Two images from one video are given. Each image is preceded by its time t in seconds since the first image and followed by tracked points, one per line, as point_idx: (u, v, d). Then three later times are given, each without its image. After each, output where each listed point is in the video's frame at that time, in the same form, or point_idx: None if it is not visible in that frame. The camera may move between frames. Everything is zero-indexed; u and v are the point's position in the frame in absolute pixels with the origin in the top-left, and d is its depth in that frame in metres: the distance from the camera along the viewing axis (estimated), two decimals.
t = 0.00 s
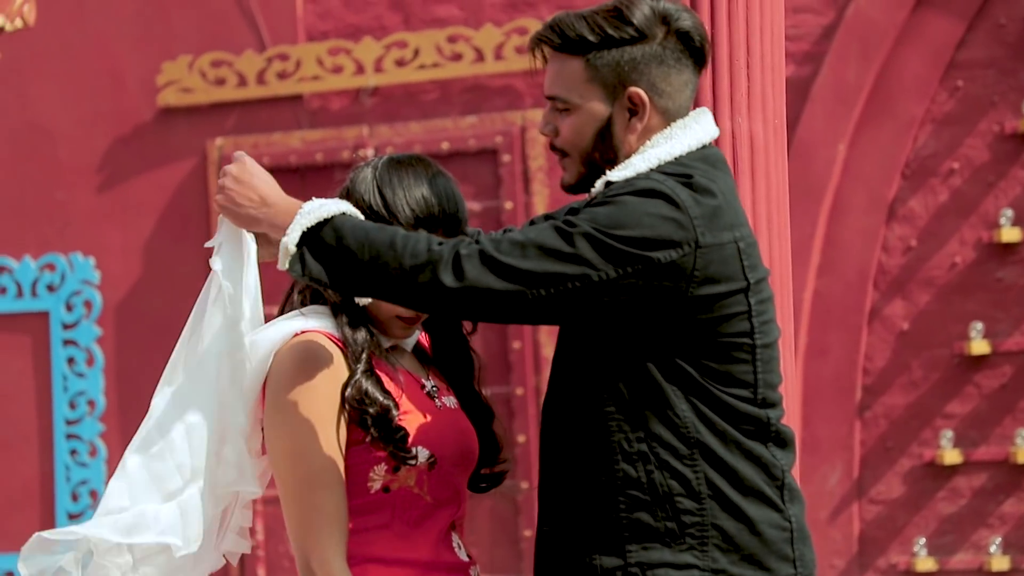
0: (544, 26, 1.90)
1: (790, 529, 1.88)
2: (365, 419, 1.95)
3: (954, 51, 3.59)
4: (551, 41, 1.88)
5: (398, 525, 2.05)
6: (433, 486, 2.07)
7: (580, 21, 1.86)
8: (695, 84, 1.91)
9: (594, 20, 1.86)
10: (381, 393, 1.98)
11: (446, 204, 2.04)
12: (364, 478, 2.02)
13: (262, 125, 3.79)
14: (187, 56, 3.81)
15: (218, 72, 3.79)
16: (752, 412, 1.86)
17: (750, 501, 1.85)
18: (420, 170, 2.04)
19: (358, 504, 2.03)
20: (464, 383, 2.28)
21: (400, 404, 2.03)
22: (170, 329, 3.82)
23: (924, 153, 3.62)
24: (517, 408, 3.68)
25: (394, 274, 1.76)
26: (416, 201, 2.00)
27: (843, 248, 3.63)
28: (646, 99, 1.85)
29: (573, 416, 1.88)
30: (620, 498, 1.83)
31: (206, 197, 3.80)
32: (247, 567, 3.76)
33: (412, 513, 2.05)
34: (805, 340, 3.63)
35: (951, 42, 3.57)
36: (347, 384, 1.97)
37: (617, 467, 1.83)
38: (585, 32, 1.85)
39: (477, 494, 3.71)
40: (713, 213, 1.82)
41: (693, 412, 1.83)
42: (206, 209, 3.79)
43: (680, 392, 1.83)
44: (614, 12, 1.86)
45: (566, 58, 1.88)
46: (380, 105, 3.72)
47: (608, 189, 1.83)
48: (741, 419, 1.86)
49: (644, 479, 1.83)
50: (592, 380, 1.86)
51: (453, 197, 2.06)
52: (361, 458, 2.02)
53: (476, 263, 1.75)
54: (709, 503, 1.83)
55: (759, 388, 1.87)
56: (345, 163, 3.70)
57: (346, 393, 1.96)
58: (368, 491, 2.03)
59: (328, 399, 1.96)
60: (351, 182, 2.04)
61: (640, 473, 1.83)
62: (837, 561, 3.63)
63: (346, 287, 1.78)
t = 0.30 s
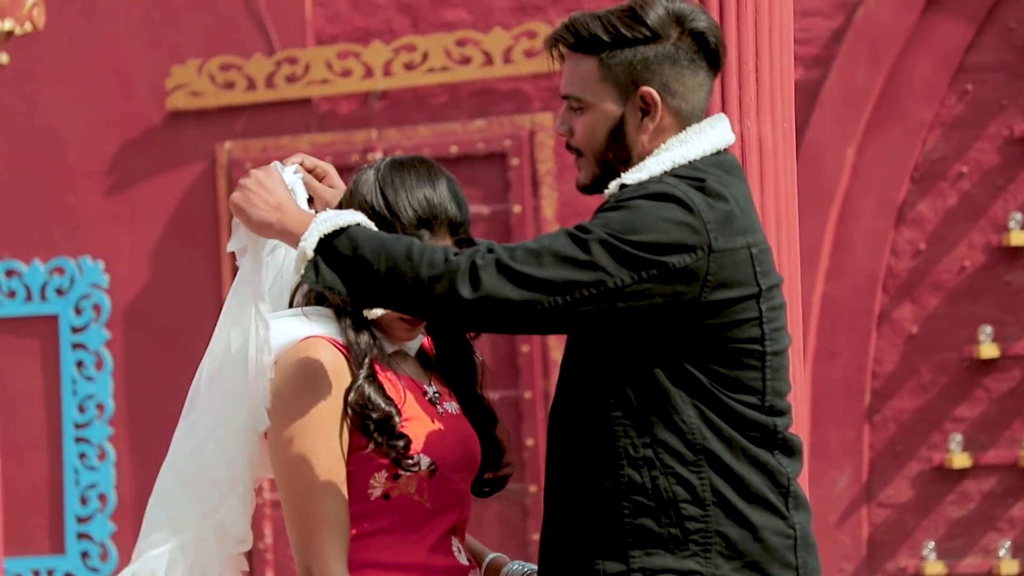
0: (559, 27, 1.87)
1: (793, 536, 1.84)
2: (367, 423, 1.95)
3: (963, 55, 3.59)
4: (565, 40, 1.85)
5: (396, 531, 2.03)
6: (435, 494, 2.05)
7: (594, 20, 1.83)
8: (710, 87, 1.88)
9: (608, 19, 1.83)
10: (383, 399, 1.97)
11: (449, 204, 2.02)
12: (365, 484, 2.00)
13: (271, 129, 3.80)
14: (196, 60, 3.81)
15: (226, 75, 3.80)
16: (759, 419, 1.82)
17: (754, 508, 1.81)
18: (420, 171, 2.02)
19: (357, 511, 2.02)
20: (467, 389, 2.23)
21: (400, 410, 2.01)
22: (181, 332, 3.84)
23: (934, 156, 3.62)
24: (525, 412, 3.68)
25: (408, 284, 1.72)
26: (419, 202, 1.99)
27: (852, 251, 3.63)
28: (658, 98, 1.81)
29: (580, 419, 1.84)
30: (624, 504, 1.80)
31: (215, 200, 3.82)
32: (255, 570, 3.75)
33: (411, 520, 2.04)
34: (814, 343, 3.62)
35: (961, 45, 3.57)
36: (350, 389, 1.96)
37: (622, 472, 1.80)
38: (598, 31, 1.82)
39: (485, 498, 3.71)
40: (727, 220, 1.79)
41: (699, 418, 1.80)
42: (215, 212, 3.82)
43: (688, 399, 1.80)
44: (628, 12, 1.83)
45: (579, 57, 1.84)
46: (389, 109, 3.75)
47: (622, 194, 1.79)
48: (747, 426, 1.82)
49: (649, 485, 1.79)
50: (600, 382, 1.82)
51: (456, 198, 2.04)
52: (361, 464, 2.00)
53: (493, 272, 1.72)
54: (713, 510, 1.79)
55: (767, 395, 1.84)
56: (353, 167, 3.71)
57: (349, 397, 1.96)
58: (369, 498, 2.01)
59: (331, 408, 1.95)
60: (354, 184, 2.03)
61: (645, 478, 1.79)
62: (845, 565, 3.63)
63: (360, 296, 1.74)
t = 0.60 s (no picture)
0: (571, 29, 1.87)
1: (787, 545, 1.82)
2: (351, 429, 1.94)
3: (964, 59, 3.59)
4: (576, 42, 1.85)
5: (383, 538, 2.02)
6: (422, 501, 2.03)
7: (604, 23, 1.83)
8: (720, 92, 1.88)
9: (618, 22, 1.83)
10: (370, 405, 1.97)
11: (439, 201, 2.00)
12: (350, 491, 2.00)
13: (272, 133, 3.80)
14: (197, 64, 3.81)
15: (227, 79, 3.80)
16: (758, 427, 1.81)
17: (749, 515, 1.80)
18: (408, 170, 2.00)
19: (344, 518, 2.01)
20: (460, 395, 2.22)
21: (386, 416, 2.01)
22: (182, 336, 3.84)
23: (934, 161, 3.62)
24: (526, 416, 3.68)
25: (415, 277, 1.71)
26: (407, 200, 1.97)
27: (852, 255, 3.63)
28: (666, 102, 1.81)
29: (577, 422, 1.84)
30: (616, 506, 1.79)
31: (215, 204, 3.83)
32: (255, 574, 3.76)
33: (398, 527, 2.02)
34: (814, 348, 3.62)
35: (961, 50, 3.58)
36: (337, 395, 1.96)
37: (616, 474, 1.79)
38: (609, 34, 1.83)
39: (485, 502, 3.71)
40: (732, 227, 1.79)
41: (696, 423, 1.79)
42: (216, 216, 3.82)
43: (687, 404, 1.79)
44: (639, 15, 1.84)
45: (590, 59, 1.85)
46: (390, 113, 3.75)
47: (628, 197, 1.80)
48: (744, 433, 1.81)
49: (640, 488, 1.78)
50: (600, 386, 1.81)
51: (446, 194, 2.02)
52: (348, 470, 1.99)
53: (496, 272, 1.72)
54: (705, 516, 1.78)
55: (765, 403, 1.83)
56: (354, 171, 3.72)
57: (335, 403, 1.95)
58: (355, 505, 2.00)
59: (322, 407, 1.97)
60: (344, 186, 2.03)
61: (638, 481, 1.78)
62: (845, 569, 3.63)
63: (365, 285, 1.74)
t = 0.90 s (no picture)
0: (583, 26, 1.84)
1: (773, 543, 1.77)
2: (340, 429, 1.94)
3: (958, 62, 3.59)
4: (587, 40, 1.82)
5: (374, 542, 2.01)
6: (412, 505, 2.03)
7: (616, 22, 1.80)
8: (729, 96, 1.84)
9: (630, 22, 1.80)
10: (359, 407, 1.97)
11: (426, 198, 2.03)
12: (340, 495, 2.00)
13: (267, 136, 3.81)
14: (192, 67, 3.81)
15: (222, 82, 3.80)
16: (747, 424, 1.77)
17: (735, 510, 1.75)
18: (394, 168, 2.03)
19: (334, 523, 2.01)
20: (447, 399, 2.24)
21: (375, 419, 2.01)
22: (178, 339, 3.85)
23: (929, 164, 3.62)
24: (521, 419, 3.68)
25: (410, 228, 1.70)
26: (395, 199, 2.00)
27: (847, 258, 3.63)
28: (673, 105, 1.78)
29: (567, 407, 1.79)
30: (601, 492, 1.74)
31: (211, 207, 3.83)
32: None
33: (387, 531, 2.02)
34: (808, 350, 3.63)
35: (955, 53, 3.58)
36: (325, 396, 1.95)
37: (602, 460, 1.74)
38: (620, 33, 1.79)
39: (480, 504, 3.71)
40: (732, 220, 1.75)
41: (686, 415, 1.74)
42: (211, 219, 3.83)
43: (677, 391, 1.75)
44: (651, 16, 1.80)
45: (601, 58, 1.82)
46: (384, 115, 3.75)
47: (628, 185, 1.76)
48: (732, 429, 1.76)
49: (628, 473, 1.73)
50: (592, 375, 1.77)
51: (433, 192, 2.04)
52: (337, 473, 2.00)
53: (490, 232, 1.69)
54: (690, 505, 1.73)
55: (755, 401, 1.78)
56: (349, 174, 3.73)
57: (323, 404, 1.95)
58: (344, 509, 2.00)
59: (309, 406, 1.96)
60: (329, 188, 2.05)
61: (625, 468, 1.73)
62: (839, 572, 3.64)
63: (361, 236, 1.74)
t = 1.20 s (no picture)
0: (595, 25, 1.83)
1: (775, 541, 1.76)
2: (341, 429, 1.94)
3: (958, 64, 3.60)
4: (600, 40, 1.81)
5: (371, 545, 2.01)
6: (409, 510, 2.04)
7: (630, 22, 1.79)
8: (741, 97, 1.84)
9: (643, 22, 1.79)
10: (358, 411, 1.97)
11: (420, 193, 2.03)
12: (338, 498, 1.99)
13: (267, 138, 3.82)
14: (191, 69, 3.82)
15: (222, 85, 3.80)
16: (750, 423, 1.76)
17: (738, 507, 1.74)
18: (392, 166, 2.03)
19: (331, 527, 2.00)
20: (439, 403, 2.24)
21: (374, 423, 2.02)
22: (177, 341, 3.85)
23: (928, 166, 3.62)
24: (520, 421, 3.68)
25: (420, 205, 1.67)
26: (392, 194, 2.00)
27: (847, 260, 3.63)
28: (688, 104, 1.77)
29: (573, 399, 1.79)
30: (604, 484, 1.74)
31: (211, 210, 3.84)
32: None
33: (384, 535, 2.02)
34: (807, 352, 3.62)
35: (955, 55, 3.58)
36: (324, 399, 1.96)
37: (607, 452, 1.74)
38: (634, 33, 1.78)
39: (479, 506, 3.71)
40: (742, 216, 1.73)
41: (691, 411, 1.74)
42: (211, 221, 3.84)
43: (680, 387, 1.74)
44: (664, 16, 1.80)
45: (613, 57, 1.81)
46: (384, 117, 3.75)
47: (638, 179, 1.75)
48: (735, 427, 1.75)
49: (631, 468, 1.73)
50: (600, 369, 1.78)
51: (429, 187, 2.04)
52: (335, 477, 1.99)
53: (502, 213, 1.66)
54: (693, 501, 1.73)
55: (759, 400, 1.77)
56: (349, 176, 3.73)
57: (323, 405, 1.95)
58: (341, 513, 1.99)
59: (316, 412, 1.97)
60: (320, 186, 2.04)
61: (629, 462, 1.73)
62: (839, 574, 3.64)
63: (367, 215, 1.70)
